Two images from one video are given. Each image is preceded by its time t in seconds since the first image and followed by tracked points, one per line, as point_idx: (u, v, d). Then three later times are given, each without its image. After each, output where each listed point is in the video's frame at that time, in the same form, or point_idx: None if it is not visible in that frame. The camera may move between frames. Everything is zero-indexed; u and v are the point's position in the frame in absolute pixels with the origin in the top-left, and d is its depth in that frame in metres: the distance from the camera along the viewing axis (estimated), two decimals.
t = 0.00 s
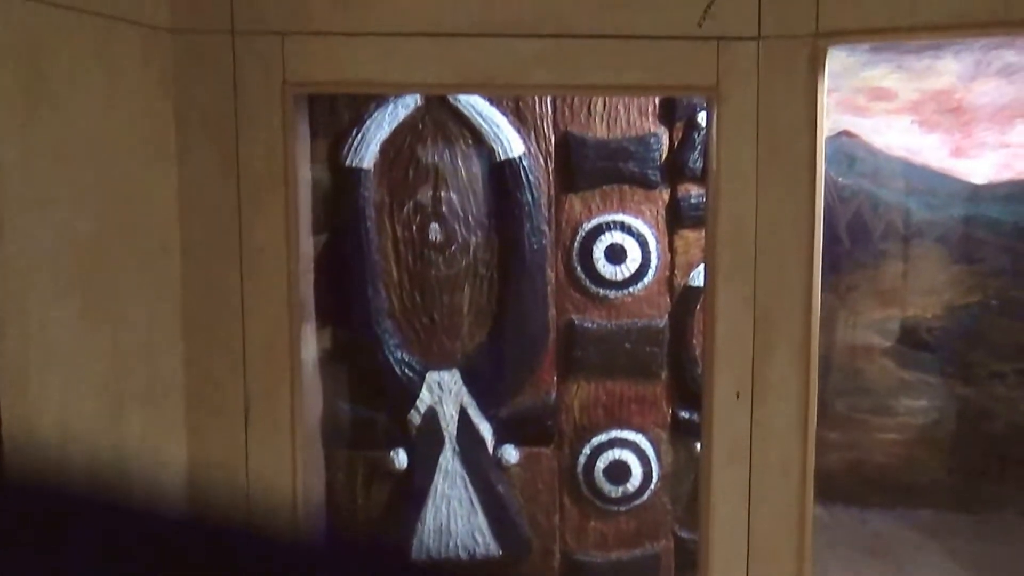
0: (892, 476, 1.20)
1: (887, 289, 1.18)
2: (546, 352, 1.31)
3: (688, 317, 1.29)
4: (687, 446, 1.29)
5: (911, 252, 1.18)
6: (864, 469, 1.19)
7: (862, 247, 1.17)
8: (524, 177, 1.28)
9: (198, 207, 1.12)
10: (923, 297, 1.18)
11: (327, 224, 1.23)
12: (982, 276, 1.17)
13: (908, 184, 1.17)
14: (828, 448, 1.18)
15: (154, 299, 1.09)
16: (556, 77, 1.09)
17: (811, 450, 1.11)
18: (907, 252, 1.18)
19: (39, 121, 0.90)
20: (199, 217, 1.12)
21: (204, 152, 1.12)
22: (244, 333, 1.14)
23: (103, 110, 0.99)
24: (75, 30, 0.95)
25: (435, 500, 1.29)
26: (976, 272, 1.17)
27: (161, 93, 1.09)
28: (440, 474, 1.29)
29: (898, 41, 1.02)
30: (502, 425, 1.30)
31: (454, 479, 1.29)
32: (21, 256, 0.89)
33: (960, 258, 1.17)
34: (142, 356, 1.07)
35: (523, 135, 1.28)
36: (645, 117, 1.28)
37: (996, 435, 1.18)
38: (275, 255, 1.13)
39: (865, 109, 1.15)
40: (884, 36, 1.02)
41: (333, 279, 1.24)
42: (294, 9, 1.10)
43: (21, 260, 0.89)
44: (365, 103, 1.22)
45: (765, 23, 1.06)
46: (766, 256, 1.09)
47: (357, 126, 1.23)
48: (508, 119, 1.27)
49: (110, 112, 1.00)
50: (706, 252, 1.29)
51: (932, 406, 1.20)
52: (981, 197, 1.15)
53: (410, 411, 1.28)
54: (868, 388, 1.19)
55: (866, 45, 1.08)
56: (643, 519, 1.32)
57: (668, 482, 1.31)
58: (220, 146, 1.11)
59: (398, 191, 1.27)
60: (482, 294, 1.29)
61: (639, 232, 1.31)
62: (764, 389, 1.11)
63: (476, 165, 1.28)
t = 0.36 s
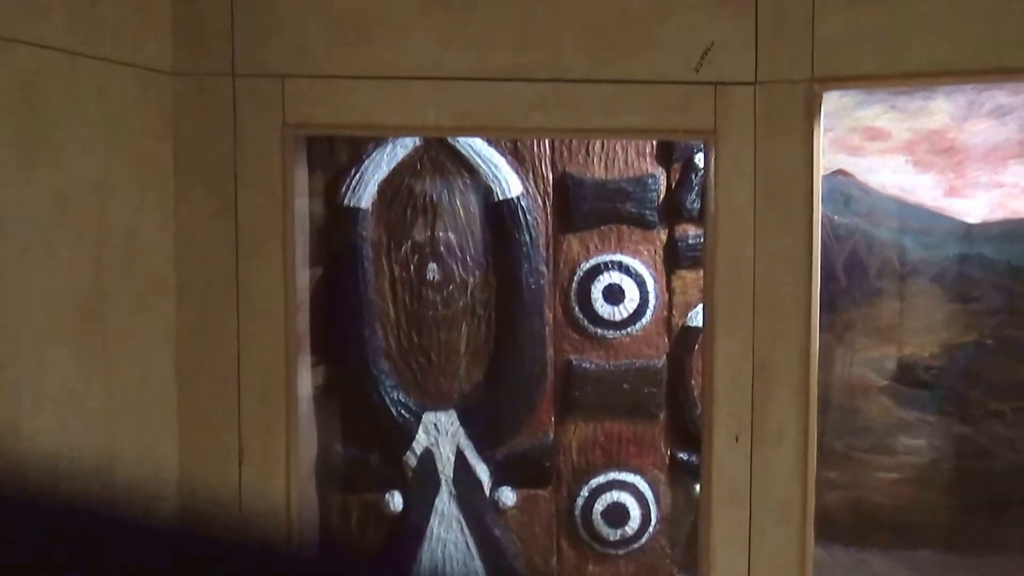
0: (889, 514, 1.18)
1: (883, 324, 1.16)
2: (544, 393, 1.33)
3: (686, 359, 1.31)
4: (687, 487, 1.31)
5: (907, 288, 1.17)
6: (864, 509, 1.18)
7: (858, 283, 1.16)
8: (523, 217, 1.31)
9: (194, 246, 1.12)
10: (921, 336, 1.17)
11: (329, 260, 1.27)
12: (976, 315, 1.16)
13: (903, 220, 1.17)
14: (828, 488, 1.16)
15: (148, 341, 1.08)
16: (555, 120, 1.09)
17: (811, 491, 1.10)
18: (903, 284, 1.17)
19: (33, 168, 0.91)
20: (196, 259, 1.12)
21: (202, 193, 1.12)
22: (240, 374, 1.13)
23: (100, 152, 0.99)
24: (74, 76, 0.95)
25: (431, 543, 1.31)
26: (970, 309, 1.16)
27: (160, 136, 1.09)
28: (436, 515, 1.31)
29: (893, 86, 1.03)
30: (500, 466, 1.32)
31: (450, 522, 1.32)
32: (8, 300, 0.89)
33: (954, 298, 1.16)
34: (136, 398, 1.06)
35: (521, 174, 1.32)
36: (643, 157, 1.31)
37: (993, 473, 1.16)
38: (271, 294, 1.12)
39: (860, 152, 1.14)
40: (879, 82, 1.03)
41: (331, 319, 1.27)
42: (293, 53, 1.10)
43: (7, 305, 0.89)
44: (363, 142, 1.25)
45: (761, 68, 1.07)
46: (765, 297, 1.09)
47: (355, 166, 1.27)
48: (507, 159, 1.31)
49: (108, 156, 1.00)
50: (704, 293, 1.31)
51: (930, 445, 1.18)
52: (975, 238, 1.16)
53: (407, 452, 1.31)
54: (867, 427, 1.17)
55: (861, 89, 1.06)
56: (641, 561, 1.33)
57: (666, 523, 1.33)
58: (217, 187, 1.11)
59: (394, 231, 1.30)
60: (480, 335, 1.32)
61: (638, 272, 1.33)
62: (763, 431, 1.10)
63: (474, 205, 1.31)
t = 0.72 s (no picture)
0: (886, 541, 1.18)
1: (877, 352, 1.17)
2: (542, 420, 1.36)
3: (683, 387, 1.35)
4: (684, 514, 1.36)
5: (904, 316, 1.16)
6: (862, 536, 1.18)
7: (854, 312, 1.17)
8: (520, 245, 1.34)
9: (194, 274, 1.13)
10: (916, 363, 1.16)
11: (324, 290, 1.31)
12: (972, 343, 1.15)
13: (899, 252, 1.16)
14: (830, 515, 1.17)
15: (148, 367, 1.08)
16: (554, 148, 1.10)
17: (809, 519, 1.10)
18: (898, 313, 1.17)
19: (35, 196, 0.91)
20: (197, 285, 1.13)
21: (202, 221, 1.12)
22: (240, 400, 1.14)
23: (103, 182, 1.00)
24: (76, 106, 0.96)
25: (431, 570, 1.35)
26: (966, 337, 1.15)
27: (161, 165, 1.10)
28: (435, 542, 1.35)
29: (888, 114, 1.04)
30: (497, 494, 1.35)
31: (449, 549, 1.35)
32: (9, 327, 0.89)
33: (950, 325, 1.15)
34: (135, 425, 1.06)
35: (520, 203, 1.35)
36: (641, 184, 1.35)
37: (992, 500, 1.15)
38: (270, 321, 1.13)
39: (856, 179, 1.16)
40: (874, 111, 1.04)
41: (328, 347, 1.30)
42: (295, 81, 1.11)
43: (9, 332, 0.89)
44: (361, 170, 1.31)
45: (758, 98, 1.08)
46: (762, 324, 1.09)
47: (353, 194, 1.32)
48: (502, 187, 1.35)
49: (111, 185, 1.01)
50: (701, 319, 1.35)
51: (927, 475, 1.17)
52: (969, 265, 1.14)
53: (405, 480, 1.34)
54: (864, 454, 1.18)
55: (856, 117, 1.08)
56: None
57: (662, 551, 1.37)
58: (218, 214, 1.12)
59: (393, 260, 1.33)
60: (478, 362, 1.35)
61: (637, 300, 1.36)
62: (761, 458, 1.10)
63: (473, 232, 1.34)
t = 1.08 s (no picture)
0: (887, 557, 1.18)
1: (877, 369, 1.16)
2: (542, 436, 1.44)
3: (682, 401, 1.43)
4: (682, 529, 1.45)
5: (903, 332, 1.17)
6: (860, 552, 1.18)
7: (852, 327, 1.17)
8: (519, 260, 1.40)
9: (196, 290, 1.13)
10: (915, 379, 1.17)
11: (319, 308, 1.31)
12: (970, 358, 1.14)
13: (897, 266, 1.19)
14: (829, 531, 1.16)
15: (150, 383, 1.09)
16: (554, 164, 1.11)
17: (809, 533, 1.10)
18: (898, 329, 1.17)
19: (36, 210, 0.92)
20: (198, 299, 1.13)
21: (204, 238, 1.13)
22: (240, 413, 1.14)
23: (104, 197, 1.00)
24: (78, 121, 0.97)
25: None
26: (965, 353, 1.15)
27: (164, 179, 1.11)
28: (434, 557, 1.40)
29: (885, 129, 1.05)
30: (496, 508, 1.42)
31: (447, 563, 1.41)
32: (9, 343, 0.89)
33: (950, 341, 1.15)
34: (135, 441, 1.07)
35: (518, 219, 1.42)
36: (639, 202, 1.44)
37: (991, 518, 1.14)
38: (271, 337, 1.13)
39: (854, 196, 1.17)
40: (871, 127, 1.05)
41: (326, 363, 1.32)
42: (297, 98, 1.12)
43: (9, 345, 0.89)
44: (360, 189, 1.36)
45: (757, 114, 1.09)
46: (760, 338, 1.10)
47: (353, 212, 1.36)
48: (502, 204, 1.41)
49: (112, 200, 1.02)
50: (699, 335, 1.44)
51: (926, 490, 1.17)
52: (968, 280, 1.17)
53: (403, 495, 1.38)
54: (862, 470, 1.18)
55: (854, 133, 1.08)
56: None
57: (661, 564, 1.47)
58: (220, 228, 1.13)
59: (392, 276, 1.38)
60: (477, 376, 1.40)
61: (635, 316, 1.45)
62: (760, 472, 1.11)
63: (472, 248, 1.40)
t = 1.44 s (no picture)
0: (887, 563, 1.18)
1: (877, 375, 1.17)
2: (542, 442, 1.44)
3: (682, 406, 1.43)
4: (683, 535, 1.46)
5: (903, 337, 1.17)
6: (860, 558, 1.18)
7: (852, 333, 1.17)
8: (519, 265, 1.41)
9: (196, 294, 1.14)
10: (914, 386, 1.17)
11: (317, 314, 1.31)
12: (971, 364, 1.14)
13: (897, 274, 1.19)
14: (829, 537, 1.16)
15: (150, 387, 1.09)
16: (554, 169, 1.12)
17: (809, 539, 1.10)
18: (898, 335, 1.18)
19: (37, 214, 0.92)
20: (199, 304, 1.14)
21: (205, 243, 1.13)
22: (241, 418, 1.14)
23: (104, 202, 1.01)
24: (80, 126, 0.97)
25: None
26: (965, 359, 1.15)
27: (165, 184, 1.11)
28: (434, 563, 1.40)
29: (885, 134, 1.05)
30: (496, 514, 1.42)
31: (447, 569, 1.41)
32: (9, 347, 0.89)
33: (949, 346, 1.15)
34: (135, 445, 1.07)
35: (518, 224, 1.43)
36: (639, 208, 1.45)
37: (992, 524, 1.14)
38: (271, 342, 1.13)
39: (852, 202, 1.16)
40: (869, 131, 1.05)
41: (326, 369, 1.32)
42: (298, 103, 1.13)
43: (11, 349, 0.89)
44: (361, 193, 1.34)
45: (755, 119, 1.10)
46: (761, 343, 1.10)
47: (353, 217, 1.35)
48: (502, 210, 1.42)
49: (112, 204, 1.02)
50: (698, 340, 1.44)
51: (927, 496, 1.17)
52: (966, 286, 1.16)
53: (402, 501, 1.38)
54: (863, 476, 1.17)
55: (852, 139, 1.10)
56: None
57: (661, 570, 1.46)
58: (221, 233, 1.13)
59: (392, 282, 1.38)
60: (477, 382, 1.41)
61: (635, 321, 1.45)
62: (760, 477, 1.11)
63: (471, 253, 1.40)
